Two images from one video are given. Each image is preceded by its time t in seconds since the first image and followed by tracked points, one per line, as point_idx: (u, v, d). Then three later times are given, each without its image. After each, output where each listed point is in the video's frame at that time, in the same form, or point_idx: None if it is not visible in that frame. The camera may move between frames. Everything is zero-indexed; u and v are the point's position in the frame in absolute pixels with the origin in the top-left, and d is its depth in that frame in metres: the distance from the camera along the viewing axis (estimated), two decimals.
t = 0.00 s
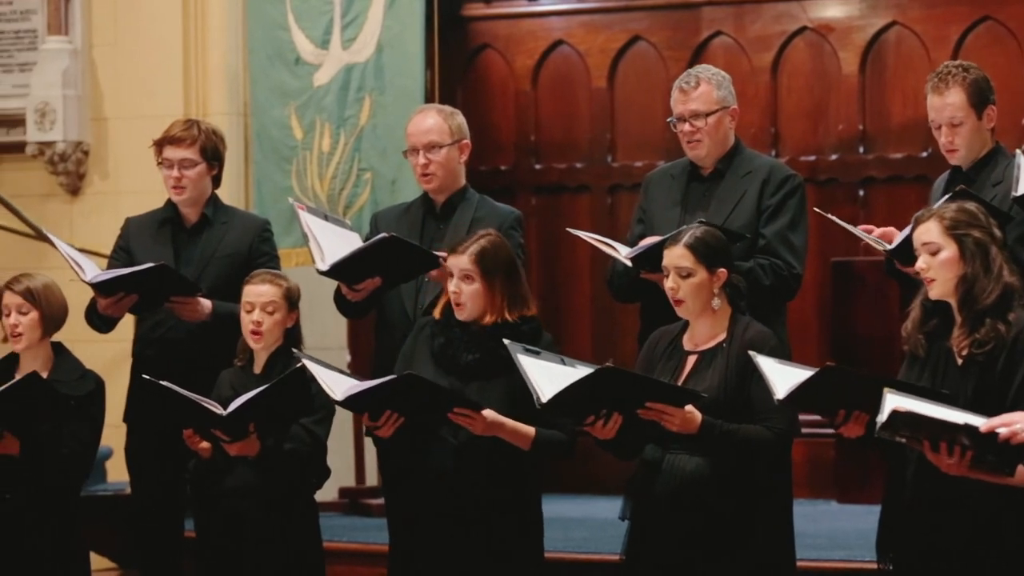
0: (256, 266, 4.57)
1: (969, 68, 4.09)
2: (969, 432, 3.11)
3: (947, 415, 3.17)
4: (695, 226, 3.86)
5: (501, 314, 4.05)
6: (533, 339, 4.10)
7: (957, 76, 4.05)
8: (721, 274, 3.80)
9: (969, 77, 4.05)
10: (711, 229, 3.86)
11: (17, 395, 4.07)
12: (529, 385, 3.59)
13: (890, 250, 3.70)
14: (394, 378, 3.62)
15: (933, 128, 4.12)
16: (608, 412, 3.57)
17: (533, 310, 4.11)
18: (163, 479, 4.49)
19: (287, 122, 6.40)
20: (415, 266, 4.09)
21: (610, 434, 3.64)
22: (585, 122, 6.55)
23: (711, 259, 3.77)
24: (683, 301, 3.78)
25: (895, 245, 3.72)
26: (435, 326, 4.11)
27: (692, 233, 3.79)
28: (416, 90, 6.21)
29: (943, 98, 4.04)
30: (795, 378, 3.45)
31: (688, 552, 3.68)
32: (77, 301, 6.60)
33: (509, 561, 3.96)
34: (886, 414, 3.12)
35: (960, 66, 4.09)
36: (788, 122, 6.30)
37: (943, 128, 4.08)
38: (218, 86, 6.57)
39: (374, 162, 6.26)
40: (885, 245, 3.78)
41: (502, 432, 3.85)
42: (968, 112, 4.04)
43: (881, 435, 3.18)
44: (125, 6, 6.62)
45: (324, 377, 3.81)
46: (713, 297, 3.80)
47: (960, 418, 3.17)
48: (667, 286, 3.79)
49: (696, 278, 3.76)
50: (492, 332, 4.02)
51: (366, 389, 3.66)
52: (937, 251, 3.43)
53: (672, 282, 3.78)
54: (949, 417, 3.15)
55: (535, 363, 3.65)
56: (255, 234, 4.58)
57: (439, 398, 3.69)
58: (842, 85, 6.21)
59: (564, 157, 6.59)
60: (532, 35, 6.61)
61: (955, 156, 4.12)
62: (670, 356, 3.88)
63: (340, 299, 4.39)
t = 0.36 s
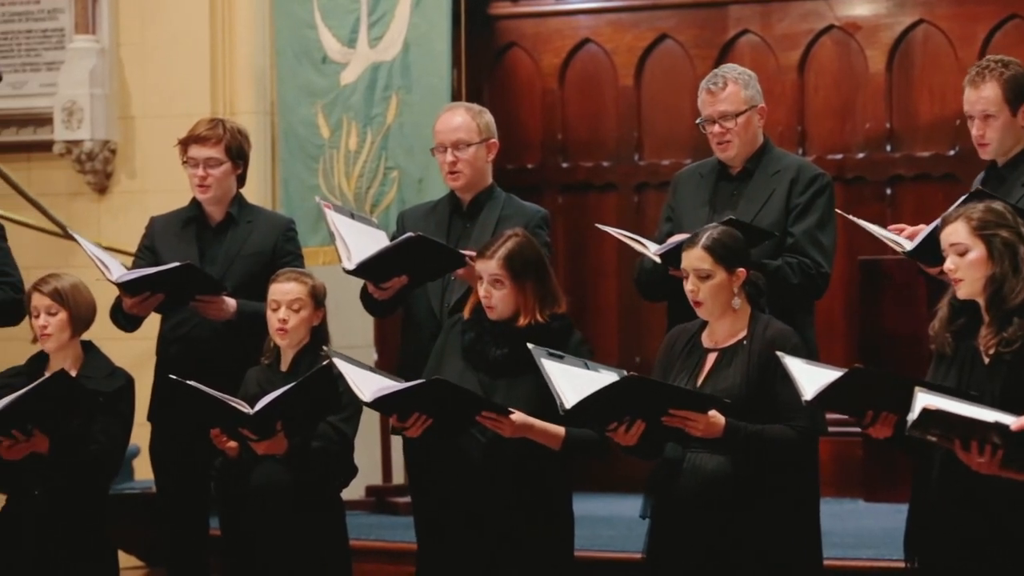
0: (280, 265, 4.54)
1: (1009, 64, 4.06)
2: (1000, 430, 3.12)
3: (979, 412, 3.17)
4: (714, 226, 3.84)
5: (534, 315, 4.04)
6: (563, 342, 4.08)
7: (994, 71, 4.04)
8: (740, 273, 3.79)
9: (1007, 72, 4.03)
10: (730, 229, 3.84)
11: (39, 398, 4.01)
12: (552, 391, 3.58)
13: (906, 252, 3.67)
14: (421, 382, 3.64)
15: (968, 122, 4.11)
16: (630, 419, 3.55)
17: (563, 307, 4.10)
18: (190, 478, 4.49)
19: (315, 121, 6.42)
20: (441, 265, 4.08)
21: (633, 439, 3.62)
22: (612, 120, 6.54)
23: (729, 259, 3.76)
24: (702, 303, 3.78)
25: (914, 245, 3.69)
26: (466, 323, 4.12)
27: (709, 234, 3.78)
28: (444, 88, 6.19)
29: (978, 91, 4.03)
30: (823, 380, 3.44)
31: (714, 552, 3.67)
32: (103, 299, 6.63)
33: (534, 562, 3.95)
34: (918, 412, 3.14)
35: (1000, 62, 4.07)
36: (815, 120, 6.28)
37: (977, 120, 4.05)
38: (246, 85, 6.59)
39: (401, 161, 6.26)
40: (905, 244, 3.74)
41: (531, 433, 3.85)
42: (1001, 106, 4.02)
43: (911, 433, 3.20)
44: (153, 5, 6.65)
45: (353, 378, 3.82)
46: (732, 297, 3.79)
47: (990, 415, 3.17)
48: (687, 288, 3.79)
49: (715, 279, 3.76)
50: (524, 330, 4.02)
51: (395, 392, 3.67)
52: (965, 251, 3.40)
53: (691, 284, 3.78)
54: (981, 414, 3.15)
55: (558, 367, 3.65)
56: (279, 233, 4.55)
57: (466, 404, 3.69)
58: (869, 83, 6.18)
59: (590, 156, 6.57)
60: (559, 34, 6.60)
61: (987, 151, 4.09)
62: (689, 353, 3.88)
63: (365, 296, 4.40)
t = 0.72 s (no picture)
0: (306, 265, 4.53)
1: None
2: None
3: (1010, 412, 3.15)
4: (736, 225, 3.83)
5: (564, 310, 4.04)
6: (591, 339, 4.08)
7: None
8: (761, 272, 3.78)
9: None
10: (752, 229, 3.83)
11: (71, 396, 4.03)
12: (572, 393, 3.58)
13: (937, 250, 3.64)
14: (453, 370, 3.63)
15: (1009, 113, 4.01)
16: (649, 421, 3.57)
17: (593, 304, 4.10)
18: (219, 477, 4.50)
19: (343, 120, 6.44)
20: (466, 266, 4.07)
21: (653, 441, 3.65)
22: (641, 120, 6.52)
23: (749, 259, 3.75)
24: (723, 301, 3.76)
25: (943, 244, 3.66)
26: (496, 322, 4.12)
27: (730, 232, 3.76)
28: (473, 88, 6.19)
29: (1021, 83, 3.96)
30: (850, 379, 3.44)
31: (741, 551, 3.68)
32: (131, 299, 6.66)
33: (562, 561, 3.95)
34: (949, 414, 3.12)
35: None
36: (844, 120, 6.25)
37: (1017, 112, 3.96)
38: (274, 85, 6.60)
39: (429, 160, 6.26)
40: (935, 243, 3.71)
41: (562, 427, 3.85)
42: None
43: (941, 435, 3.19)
44: (182, 4, 6.67)
45: (385, 368, 3.84)
46: (752, 296, 3.78)
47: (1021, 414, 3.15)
48: (707, 286, 3.78)
49: (735, 278, 3.74)
50: (554, 326, 4.02)
51: (427, 381, 3.67)
52: (992, 247, 3.40)
53: (712, 282, 3.76)
54: (1012, 415, 3.14)
55: (580, 368, 3.65)
56: (305, 232, 4.54)
57: (496, 395, 3.68)
58: (898, 83, 6.15)
59: (619, 155, 6.56)
60: (587, 33, 6.59)
61: None
62: (709, 353, 3.88)
63: (393, 293, 4.40)
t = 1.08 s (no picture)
0: (331, 265, 4.54)
1: None
2: None
3: None
4: (761, 225, 3.81)
5: (592, 305, 4.05)
6: (620, 335, 4.06)
7: None
8: (785, 274, 3.77)
9: None
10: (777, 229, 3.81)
11: (102, 398, 4.06)
12: (596, 394, 3.57)
13: (974, 247, 3.63)
14: (486, 374, 3.66)
15: None
16: (674, 423, 3.57)
17: (622, 300, 4.09)
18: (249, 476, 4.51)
19: (372, 120, 6.45)
20: (495, 266, 4.06)
21: (677, 442, 3.64)
22: (669, 119, 6.51)
23: (774, 259, 3.73)
24: (748, 301, 3.75)
25: (979, 241, 3.65)
26: (525, 322, 4.11)
27: (754, 233, 3.75)
28: (502, 87, 6.19)
29: None
30: (879, 381, 3.43)
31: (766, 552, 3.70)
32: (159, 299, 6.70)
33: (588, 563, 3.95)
34: (981, 419, 3.17)
35: None
36: (872, 119, 6.23)
37: None
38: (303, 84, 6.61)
39: (458, 159, 6.27)
40: (971, 241, 3.69)
41: (595, 427, 3.83)
42: None
43: (972, 439, 3.23)
44: (211, 4, 6.69)
45: (416, 371, 3.85)
46: (777, 297, 3.77)
47: None
48: (731, 286, 3.76)
49: (760, 278, 3.73)
50: (583, 323, 4.03)
51: (460, 385, 3.70)
52: (1019, 246, 3.39)
53: (736, 282, 3.75)
54: None
55: (604, 370, 3.64)
56: (330, 231, 4.55)
57: (529, 398, 3.70)
58: (927, 82, 6.12)
59: (647, 155, 6.55)
60: (616, 33, 6.58)
61: None
62: (734, 353, 3.87)
63: (423, 293, 4.39)
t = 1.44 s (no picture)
0: (358, 264, 4.55)
1: None
2: None
3: None
4: (797, 223, 3.85)
5: (622, 302, 4.04)
6: (651, 333, 4.07)
7: None
8: (822, 271, 3.78)
9: None
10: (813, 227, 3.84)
11: (135, 398, 4.08)
12: (631, 393, 3.57)
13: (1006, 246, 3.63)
14: (517, 375, 3.69)
15: None
16: (708, 420, 3.58)
17: (654, 297, 4.09)
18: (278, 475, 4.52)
19: (401, 119, 6.46)
20: (528, 266, 4.05)
21: (711, 440, 3.65)
22: (699, 119, 6.50)
23: (810, 256, 3.76)
24: (784, 299, 3.78)
25: (1012, 241, 3.65)
26: (557, 323, 4.11)
27: (791, 231, 3.78)
28: (531, 86, 6.20)
29: None
30: (908, 377, 3.46)
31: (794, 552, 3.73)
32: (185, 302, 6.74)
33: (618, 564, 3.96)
34: (1013, 431, 3.28)
35: None
36: (902, 118, 6.21)
37: None
38: (332, 84, 6.62)
39: (487, 159, 6.27)
40: (1002, 238, 3.69)
41: (631, 426, 3.86)
42: None
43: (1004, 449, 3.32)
44: (240, 4, 6.72)
45: (450, 372, 3.86)
46: (814, 295, 3.79)
47: None
48: (768, 283, 3.79)
49: (796, 275, 3.75)
50: (613, 320, 4.02)
51: (493, 387, 3.73)
52: None
53: (772, 279, 3.77)
54: None
55: (639, 368, 3.64)
56: (357, 231, 4.56)
57: (568, 395, 3.72)
58: (957, 81, 6.10)
59: (676, 154, 6.54)
60: (645, 32, 6.58)
61: None
62: (771, 352, 3.88)
63: (454, 293, 4.37)
